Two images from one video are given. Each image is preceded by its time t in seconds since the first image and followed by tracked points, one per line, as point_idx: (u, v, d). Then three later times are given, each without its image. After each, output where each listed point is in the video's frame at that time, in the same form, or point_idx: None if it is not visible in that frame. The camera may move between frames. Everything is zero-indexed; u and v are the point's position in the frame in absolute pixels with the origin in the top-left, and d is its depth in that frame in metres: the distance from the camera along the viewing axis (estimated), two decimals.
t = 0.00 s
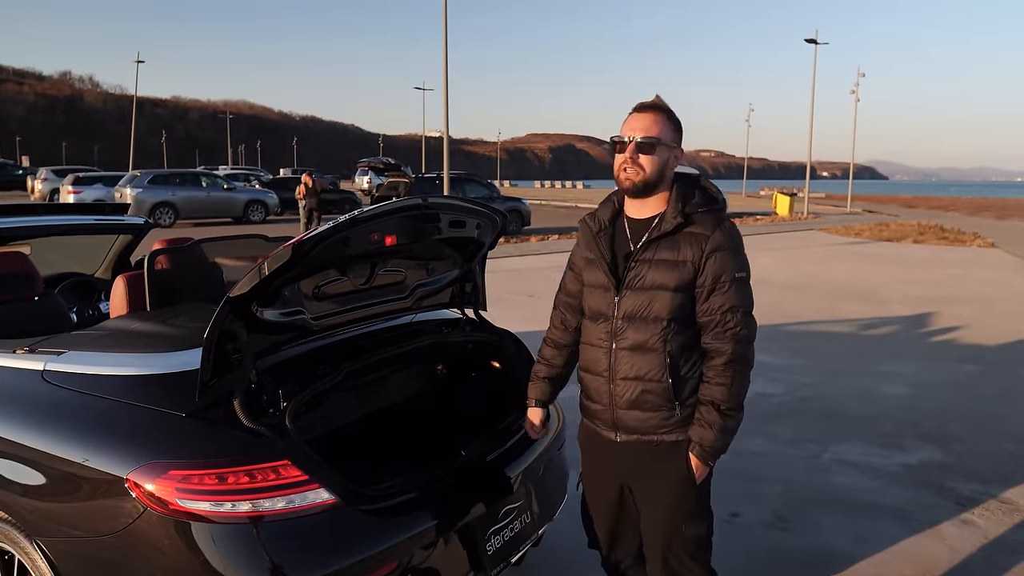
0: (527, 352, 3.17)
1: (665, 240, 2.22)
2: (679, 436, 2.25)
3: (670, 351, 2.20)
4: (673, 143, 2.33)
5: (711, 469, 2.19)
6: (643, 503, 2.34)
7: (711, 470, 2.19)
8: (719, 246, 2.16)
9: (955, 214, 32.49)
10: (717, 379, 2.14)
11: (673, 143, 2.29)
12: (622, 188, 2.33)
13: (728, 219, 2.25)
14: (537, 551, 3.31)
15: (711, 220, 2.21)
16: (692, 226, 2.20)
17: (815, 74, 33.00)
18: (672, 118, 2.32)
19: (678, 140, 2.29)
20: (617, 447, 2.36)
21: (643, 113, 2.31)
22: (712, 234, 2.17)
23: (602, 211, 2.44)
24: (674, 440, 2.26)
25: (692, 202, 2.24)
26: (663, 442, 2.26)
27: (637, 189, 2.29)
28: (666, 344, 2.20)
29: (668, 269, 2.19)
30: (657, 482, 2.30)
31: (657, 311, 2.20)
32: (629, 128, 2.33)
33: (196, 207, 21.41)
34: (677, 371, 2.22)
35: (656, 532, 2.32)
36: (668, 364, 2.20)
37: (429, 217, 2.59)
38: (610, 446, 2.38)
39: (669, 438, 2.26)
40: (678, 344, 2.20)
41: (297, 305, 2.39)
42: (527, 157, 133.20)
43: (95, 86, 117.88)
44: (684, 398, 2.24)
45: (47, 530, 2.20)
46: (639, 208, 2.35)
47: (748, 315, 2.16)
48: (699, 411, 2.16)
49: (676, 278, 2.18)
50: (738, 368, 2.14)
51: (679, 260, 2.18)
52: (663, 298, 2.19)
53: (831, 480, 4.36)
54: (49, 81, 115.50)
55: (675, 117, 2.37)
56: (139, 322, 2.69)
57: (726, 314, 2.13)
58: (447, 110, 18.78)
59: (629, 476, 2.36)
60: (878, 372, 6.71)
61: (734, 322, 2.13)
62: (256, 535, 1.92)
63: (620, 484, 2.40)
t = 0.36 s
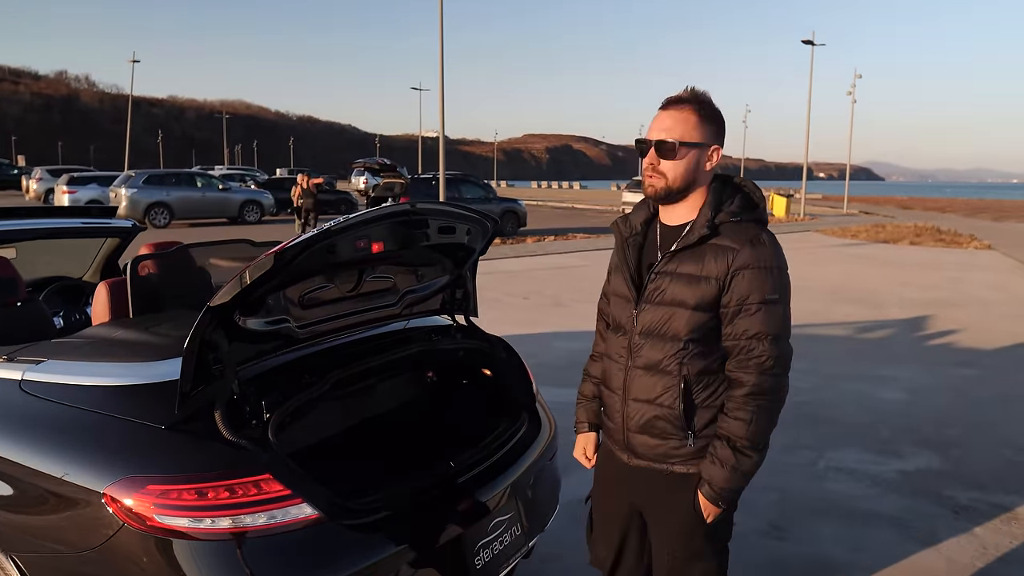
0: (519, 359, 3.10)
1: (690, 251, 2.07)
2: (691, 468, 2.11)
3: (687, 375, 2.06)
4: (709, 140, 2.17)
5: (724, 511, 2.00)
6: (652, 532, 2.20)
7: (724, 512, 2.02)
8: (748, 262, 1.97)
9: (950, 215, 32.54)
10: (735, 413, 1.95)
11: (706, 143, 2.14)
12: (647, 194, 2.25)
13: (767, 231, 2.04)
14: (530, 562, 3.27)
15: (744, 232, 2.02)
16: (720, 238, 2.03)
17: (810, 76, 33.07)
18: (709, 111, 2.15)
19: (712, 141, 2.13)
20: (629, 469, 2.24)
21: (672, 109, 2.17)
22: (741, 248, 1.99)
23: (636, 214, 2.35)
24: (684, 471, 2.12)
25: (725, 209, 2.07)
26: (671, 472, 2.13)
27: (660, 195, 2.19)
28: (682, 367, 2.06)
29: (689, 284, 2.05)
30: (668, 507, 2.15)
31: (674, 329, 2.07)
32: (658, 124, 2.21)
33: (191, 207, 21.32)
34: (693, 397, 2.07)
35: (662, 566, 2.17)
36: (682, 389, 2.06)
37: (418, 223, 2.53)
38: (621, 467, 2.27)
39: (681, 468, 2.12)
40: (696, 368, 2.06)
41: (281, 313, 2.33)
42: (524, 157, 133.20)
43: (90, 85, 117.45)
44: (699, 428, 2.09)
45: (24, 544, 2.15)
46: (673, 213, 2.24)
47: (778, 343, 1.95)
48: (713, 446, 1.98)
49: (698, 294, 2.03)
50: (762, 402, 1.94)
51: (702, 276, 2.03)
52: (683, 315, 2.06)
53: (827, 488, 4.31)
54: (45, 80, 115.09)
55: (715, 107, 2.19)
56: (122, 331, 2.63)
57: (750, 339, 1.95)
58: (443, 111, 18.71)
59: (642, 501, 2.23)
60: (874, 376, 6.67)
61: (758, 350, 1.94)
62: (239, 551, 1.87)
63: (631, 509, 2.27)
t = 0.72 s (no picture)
0: (510, 366, 3.05)
1: (684, 266, 1.98)
2: (678, 491, 2.07)
3: (677, 395, 2.02)
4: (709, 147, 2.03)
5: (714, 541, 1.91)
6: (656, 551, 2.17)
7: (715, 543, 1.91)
8: (737, 282, 1.85)
9: (946, 217, 32.56)
10: (721, 442, 1.85)
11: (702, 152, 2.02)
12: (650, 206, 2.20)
13: (765, 246, 1.89)
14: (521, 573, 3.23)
15: (737, 248, 1.89)
16: (713, 254, 1.93)
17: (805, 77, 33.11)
18: (705, 115, 2.01)
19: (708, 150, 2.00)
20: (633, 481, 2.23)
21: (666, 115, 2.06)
22: (730, 266, 1.87)
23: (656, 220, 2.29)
24: (675, 492, 2.09)
25: (724, 222, 1.95)
26: (665, 492, 2.11)
27: (659, 208, 2.12)
28: (671, 387, 2.03)
29: (681, 300, 1.97)
30: (667, 525, 2.13)
31: (666, 345, 2.03)
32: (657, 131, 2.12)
33: (186, 207, 21.23)
34: (683, 418, 2.03)
35: None
36: (671, 408, 2.03)
37: (405, 228, 2.47)
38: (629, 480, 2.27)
39: (672, 490, 2.09)
40: (687, 388, 2.00)
41: (265, 322, 2.27)
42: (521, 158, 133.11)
43: (86, 85, 117.17)
44: (687, 451, 2.04)
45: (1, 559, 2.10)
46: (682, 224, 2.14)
47: (767, 371, 1.82)
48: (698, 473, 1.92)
49: (687, 311, 1.96)
50: (749, 434, 1.82)
51: (691, 292, 1.95)
52: (673, 332, 2.00)
53: (822, 494, 4.27)
54: (40, 79, 114.82)
55: (718, 108, 2.02)
56: (103, 339, 2.57)
57: (735, 365, 1.84)
58: (439, 111, 18.65)
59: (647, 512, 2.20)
60: (870, 379, 6.63)
61: (742, 378, 1.83)
62: (221, 569, 1.82)
63: (640, 524, 2.24)
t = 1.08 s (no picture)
0: (502, 372, 3.00)
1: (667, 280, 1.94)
2: (673, 500, 2.06)
3: (668, 407, 1.99)
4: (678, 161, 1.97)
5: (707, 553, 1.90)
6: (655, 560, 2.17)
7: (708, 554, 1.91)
8: (712, 299, 1.80)
9: (939, 219, 32.64)
10: (709, 460, 1.83)
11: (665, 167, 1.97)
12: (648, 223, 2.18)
13: (745, 262, 1.82)
14: None
15: (714, 266, 1.83)
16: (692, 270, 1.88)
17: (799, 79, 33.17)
18: (666, 130, 1.95)
19: (672, 165, 1.95)
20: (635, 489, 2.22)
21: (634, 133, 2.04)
22: (707, 284, 1.82)
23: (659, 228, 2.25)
24: (671, 502, 2.07)
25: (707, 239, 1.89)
26: (663, 502, 2.10)
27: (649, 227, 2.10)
28: (662, 399, 2.00)
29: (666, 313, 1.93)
30: (664, 533, 2.13)
31: (656, 358, 1.99)
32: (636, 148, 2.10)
33: (179, 210, 21.14)
34: (675, 430, 2.00)
35: None
36: (663, 420, 2.01)
37: (393, 233, 2.42)
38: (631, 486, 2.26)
39: (668, 500, 2.07)
40: (677, 402, 1.97)
41: (250, 328, 2.22)
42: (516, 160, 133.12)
43: (79, 86, 116.76)
44: (680, 463, 2.01)
45: None
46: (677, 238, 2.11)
47: (747, 391, 1.78)
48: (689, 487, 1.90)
49: (670, 327, 1.91)
50: (737, 452, 1.79)
51: (670, 308, 1.90)
52: (660, 345, 1.96)
53: (818, 499, 4.24)
54: (33, 81, 114.31)
55: (683, 120, 1.95)
56: (85, 345, 2.52)
57: (716, 385, 1.80)
58: (433, 113, 18.61)
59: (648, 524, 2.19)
60: (865, 382, 6.60)
61: (721, 399, 1.79)
62: None
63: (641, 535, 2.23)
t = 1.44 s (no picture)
0: (492, 380, 2.95)
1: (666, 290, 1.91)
2: (669, 510, 2.01)
3: (667, 416, 1.95)
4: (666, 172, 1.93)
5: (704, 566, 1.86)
6: (644, 570, 2.12)
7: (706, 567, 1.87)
8: (712, 314, 1.76)
9: (932, 226, 32.73)
10: (712, 476, 1.78)
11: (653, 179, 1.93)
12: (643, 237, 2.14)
13: (747, 275, 1.78)
14: None
15: (716, 279, 1.79)
16: (692, 282, 1.84)
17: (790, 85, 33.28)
18: (649, 140, 1.92)
19: (659, 177, 1.91)
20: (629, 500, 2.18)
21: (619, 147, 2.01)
22: (707, 298, 1.78)
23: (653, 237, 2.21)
24: (667, 514, 2.02)
25: (704, 251, 1.85)
26: (659, 513, 2.05)
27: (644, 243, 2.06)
28: (661, 409, 1.96)
29: (665, 325, 1.89)
30: (656, 545, 2.08)
31: (653, 367, 1.95)
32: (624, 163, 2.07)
33: (171, 215, 21.04)
34: (673, 440, 1.96)
35: None
36: (661, 430, 1.97)
37: (379, 239, 2.38)
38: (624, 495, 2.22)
39: (665, 511, 2.02)
40: (675, 413, 1.93)
41: (233, 336, 2.17)
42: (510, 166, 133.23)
43: (72, 91, 116.23)
44: (677, 474, 1.97)
45: None
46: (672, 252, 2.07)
47: (750, 409, 1.73)
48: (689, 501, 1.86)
49: (670, 337, 1.87)
50: (739, 468, 1.75)
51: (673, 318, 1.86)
52: (658, 355, 1.92)
53: (811, 507, 4.21)
54: (26, 86, 113.96)
55: (670, 132, 1.92)
56: (64, 354, 2.47)
57: (717, 403, 1.76)
58: (426, 118, 18.57)
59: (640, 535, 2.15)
60: (858, 389, 6.58)
61: (723, 416, 1.75)
62: None
63: (633, 547, 2.18)
